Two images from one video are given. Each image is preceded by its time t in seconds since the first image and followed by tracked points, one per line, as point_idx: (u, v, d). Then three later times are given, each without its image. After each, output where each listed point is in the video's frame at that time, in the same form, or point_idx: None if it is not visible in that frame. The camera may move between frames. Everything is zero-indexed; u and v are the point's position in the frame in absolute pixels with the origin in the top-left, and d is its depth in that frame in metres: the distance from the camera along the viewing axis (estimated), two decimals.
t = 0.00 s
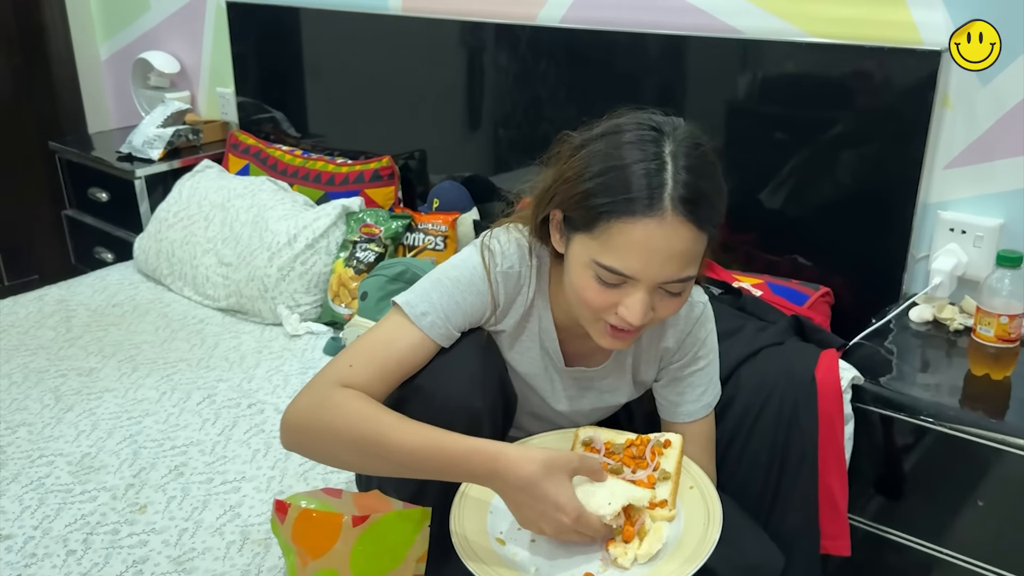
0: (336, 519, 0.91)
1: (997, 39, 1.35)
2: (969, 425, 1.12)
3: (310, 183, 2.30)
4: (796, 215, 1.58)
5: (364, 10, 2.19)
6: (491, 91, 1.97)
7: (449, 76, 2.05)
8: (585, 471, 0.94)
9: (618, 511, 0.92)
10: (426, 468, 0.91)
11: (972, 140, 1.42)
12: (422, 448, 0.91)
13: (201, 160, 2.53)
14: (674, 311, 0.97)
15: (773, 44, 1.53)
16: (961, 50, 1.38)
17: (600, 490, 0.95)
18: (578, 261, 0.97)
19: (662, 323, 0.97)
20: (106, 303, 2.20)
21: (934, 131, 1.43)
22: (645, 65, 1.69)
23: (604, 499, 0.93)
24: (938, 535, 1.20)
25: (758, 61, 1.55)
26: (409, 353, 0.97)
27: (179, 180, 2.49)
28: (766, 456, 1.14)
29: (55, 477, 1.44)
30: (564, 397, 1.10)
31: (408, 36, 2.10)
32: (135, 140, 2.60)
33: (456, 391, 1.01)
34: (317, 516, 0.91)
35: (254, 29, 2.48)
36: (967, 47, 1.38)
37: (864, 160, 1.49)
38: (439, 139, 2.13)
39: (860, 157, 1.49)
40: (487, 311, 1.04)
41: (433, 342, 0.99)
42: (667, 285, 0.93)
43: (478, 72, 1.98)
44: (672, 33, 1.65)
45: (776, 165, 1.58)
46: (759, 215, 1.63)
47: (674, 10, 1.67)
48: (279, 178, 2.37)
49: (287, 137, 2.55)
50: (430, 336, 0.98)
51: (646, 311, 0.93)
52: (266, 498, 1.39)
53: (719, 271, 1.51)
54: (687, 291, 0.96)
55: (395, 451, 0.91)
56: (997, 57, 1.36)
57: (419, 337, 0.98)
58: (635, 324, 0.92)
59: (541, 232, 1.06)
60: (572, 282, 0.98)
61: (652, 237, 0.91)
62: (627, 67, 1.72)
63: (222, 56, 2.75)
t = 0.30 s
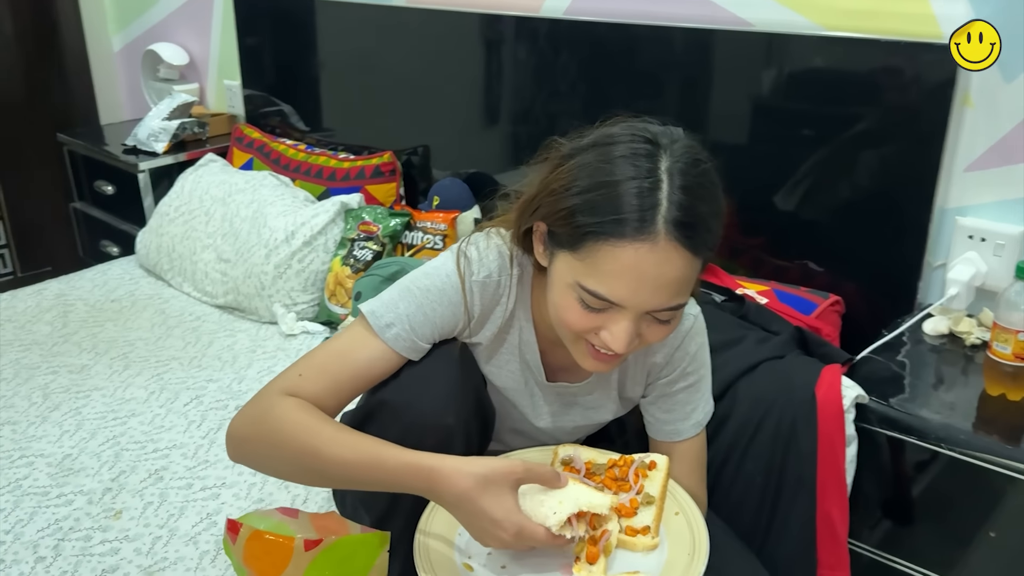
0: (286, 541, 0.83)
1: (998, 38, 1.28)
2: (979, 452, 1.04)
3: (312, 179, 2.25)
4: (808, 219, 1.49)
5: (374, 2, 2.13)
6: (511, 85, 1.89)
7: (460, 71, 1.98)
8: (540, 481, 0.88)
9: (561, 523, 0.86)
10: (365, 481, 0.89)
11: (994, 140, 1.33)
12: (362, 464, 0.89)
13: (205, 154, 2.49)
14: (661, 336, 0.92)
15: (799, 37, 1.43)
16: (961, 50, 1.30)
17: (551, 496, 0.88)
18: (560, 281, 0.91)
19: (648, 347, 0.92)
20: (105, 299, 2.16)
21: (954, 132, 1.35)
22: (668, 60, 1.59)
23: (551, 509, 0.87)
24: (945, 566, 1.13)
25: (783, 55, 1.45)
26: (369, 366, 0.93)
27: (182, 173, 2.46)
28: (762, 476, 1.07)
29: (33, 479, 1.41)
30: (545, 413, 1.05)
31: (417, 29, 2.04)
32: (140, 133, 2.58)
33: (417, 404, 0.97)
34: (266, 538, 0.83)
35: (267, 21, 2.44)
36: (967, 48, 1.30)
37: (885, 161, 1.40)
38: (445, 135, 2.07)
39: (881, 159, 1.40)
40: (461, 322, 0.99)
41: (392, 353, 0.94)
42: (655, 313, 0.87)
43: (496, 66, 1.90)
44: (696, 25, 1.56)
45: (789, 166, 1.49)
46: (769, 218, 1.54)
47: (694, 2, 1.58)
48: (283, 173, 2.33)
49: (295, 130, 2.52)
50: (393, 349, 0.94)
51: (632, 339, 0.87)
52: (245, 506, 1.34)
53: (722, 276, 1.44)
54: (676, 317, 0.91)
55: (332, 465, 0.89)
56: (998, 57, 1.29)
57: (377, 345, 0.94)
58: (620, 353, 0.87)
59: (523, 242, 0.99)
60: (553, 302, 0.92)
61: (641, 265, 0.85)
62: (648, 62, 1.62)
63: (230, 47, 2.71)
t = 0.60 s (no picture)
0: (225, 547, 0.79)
1: (998, 38, 1.18)
2: (989, 471, 0.94)
3: (321, 165, 2.20)
4: (827, 214, 1.40)
5: None
6: (543, 74, 1.78)
7: (486, 56, 1.89)
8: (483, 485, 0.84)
9: (480, 529, 0.82)
10: (311, 468, 0.91)
11: None
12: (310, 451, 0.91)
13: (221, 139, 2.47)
14: (632, 333, 0.89)
15: (845, 19, 1.30)
16: (961, 51, 1.20)
17: (488, 499, 0.84)
18: (524, 270, 0.89)
19: (618, 343, 0.89)
20: (116, 284, 2.13)
21: (981, 119, 1.23)
22: (710, 45, 1.47)
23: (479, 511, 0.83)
24: None
25: (829, 41, 1.33)
26: (321, 361, 0.95)
27: (196, 159, 2.42)
28: (752, 490, 1.03)
29: (20, 466, 1.39)
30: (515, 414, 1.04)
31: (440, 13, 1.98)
32: (158, 118, 2.57)
33: (373, 399, 0.98)
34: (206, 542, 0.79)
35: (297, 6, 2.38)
36: (967, 48, 1.20)
37: (914, 152, 1.28)
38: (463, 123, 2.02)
39: (909, 149, 1.28)
40: (423, 316, 0.98)
41: (344, 347, 0.95)
42: (622, 305, 0.84)
43: (528, 52, 1.80)
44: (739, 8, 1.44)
45: (811, 157, 1.39)
46: (786, 212, 1.45)
47: None
48: (294, 159, 2.28)
49: (313, 116, 2.49)
50: (348, 345, 0.95)
51: (596, 331, 0.84)
52: (226, 501, 1.30)
53: (731, 273, 1.35)
54: (646, 311, 0.88)
55: (276, 453, 0.91)
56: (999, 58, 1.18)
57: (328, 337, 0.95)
58: (584, 345, 0.84)
59: (492, 226, 0.97)
60: (518, 291, 0.90)
61: (605, 254, 0.82)
62: (690, 48, 1.50)
63: (248, 31, 2.66)
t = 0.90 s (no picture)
0: (174, 544, 0.83)
1: (997, 38, 1.12)
2: (983, 485, 0.89)
3: (326, 154, 2.17)
4: (833, 212, 1.35)
5: None
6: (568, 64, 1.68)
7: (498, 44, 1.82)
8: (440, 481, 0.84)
9: (418, 515, 0.84)
10: (275, 465, 0.93)
11: None
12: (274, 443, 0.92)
13: (229, 126, 2.45)
14: (599, 277, 0.88)
15: (882, 12, 1.21)
16: (960, 51, 1.15)
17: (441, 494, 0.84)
18: (486, 206, 0.89)
19: (585, 288, 0.87)
20: (119, 271, 2.11)
21: (991, 114, 1.17)
22: (738, 38, 1.38)
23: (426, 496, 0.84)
24: None
25: (859, 34, 1.24)
26: (289, 356, 0.98)
27: (204, 147, 2.38)
28: (735, 497, 1.00)
29: (6, 452, 1.38)
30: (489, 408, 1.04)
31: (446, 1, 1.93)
32: (167, 104, 2.56)
33: (341, 394, 0.98)
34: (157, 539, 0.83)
35: None
36: (966, 48, 1.15)
37: (925, 150, 1.22)
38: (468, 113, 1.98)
39: (918, 147, 1.22)
40: (388, 305, 1.01)
41: (307, 340, 0.98)
42: (588, 222, 0.84)
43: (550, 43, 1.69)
44: None
45: (821, 152, 1.33)
46: (790, 209, 1.40)
47: None
48: (299, 148, 2.24)
49: (323, 105, 2.45)
50: (310, 335, 0.98)
51: (562, 255, 0.84)
52: (208, 492, 1.28)
53: (729, 271, 1.32)
54: (612, 245, 0.87)
55: (240, 452, 0.93)
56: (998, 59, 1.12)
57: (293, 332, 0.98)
58: (550, 269, 0.83)
59: (453, 187, 0.98)
60: (480, 234, 0.89)
61: (568, 160, 0.83)
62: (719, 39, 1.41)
63: (260, 18, 2.64)
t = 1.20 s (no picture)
0: (172, 536, 0.85)
1: (997, 38, 1.11)
2: (990, 494, 0.88)
3: (347, 149, 2.18)
4: (850, 214, 1.32)
5: None
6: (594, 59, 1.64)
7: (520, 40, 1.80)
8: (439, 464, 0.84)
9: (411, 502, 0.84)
10: (279, 441, 0.94)
11: None
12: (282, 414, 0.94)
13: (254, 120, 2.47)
14: (596, 263, 0.89)
15: (913, 10, 1.18)
16: (960, 50, 1.14)
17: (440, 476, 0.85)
18: (486, 190, 0.91)
19: (583, 271, 0.89)
20: (144, 261, 2.14)
21: (1009, 115, 1.15)
22: (767, 34, 1.35)
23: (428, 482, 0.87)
24: None
25: (891, 31, 1.21)
26: (301, 340, 1.01)
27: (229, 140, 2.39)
28: (738, 500, 1.00)
29: (25, 439, 1.41)
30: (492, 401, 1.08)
31: None
32: (193, 97, 2.59)
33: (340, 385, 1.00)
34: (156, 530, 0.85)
35: None
36: (966, 47, 1.14)
37: (945, 153, 1.19)
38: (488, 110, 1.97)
39: (935, 151, 1.20)
40: (392, 289, 1.04)
41: (312, 321, 1.01)
42: (585, 205, 0.86)
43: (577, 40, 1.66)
44: None
45: (839, 152, 1.31)
46: (807, 209, 1.38)
47: None
48: (321, 142, 2.25)
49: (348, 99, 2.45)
50: (315, 317, 1.01)
51: (561, 236, 0.86)
52: (219, 483, 1.30)
53: (741, 271, 1.31)
54: (609, 232, 0.89)
55: (246, 428, 0.94)
56: (999, 58, 1.11)
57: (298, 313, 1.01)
58: (546, 250, 0.85)
59: (456, 169, 1.01)
60: (479, 218, 0.92)
61: (566, 142, 0.86)
62: (747, 35, 1.38)
63: (285, 12, 2.65)
